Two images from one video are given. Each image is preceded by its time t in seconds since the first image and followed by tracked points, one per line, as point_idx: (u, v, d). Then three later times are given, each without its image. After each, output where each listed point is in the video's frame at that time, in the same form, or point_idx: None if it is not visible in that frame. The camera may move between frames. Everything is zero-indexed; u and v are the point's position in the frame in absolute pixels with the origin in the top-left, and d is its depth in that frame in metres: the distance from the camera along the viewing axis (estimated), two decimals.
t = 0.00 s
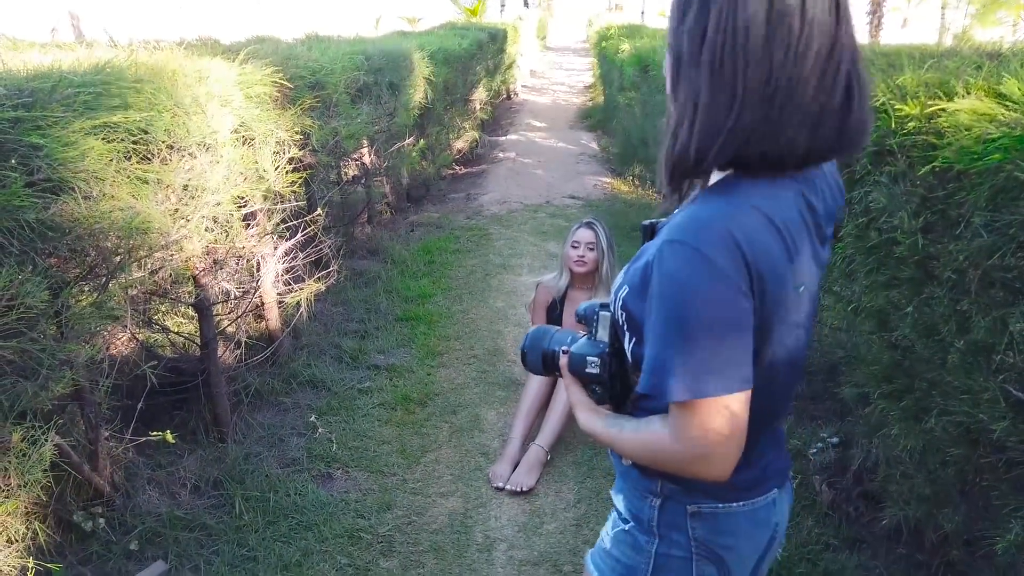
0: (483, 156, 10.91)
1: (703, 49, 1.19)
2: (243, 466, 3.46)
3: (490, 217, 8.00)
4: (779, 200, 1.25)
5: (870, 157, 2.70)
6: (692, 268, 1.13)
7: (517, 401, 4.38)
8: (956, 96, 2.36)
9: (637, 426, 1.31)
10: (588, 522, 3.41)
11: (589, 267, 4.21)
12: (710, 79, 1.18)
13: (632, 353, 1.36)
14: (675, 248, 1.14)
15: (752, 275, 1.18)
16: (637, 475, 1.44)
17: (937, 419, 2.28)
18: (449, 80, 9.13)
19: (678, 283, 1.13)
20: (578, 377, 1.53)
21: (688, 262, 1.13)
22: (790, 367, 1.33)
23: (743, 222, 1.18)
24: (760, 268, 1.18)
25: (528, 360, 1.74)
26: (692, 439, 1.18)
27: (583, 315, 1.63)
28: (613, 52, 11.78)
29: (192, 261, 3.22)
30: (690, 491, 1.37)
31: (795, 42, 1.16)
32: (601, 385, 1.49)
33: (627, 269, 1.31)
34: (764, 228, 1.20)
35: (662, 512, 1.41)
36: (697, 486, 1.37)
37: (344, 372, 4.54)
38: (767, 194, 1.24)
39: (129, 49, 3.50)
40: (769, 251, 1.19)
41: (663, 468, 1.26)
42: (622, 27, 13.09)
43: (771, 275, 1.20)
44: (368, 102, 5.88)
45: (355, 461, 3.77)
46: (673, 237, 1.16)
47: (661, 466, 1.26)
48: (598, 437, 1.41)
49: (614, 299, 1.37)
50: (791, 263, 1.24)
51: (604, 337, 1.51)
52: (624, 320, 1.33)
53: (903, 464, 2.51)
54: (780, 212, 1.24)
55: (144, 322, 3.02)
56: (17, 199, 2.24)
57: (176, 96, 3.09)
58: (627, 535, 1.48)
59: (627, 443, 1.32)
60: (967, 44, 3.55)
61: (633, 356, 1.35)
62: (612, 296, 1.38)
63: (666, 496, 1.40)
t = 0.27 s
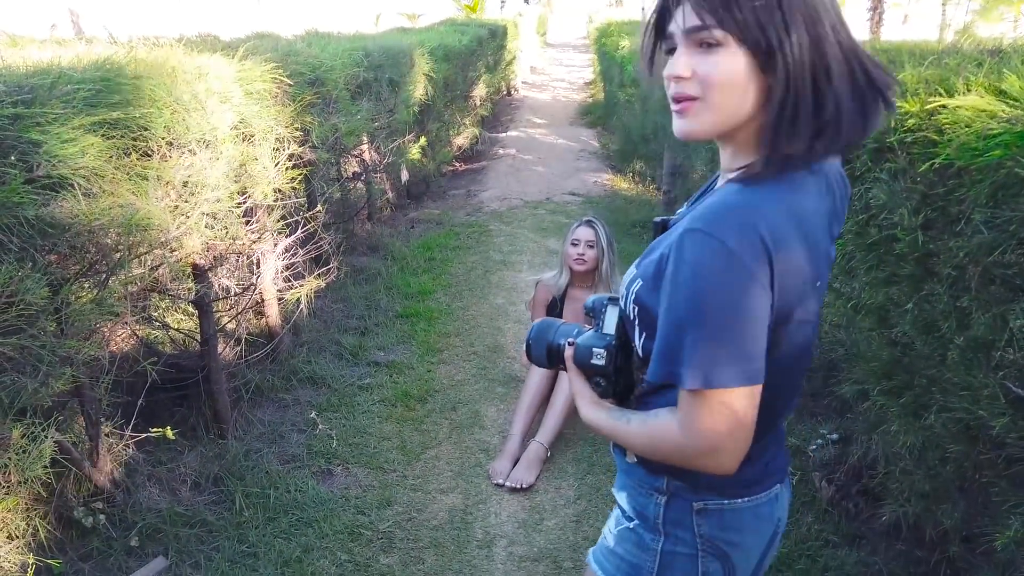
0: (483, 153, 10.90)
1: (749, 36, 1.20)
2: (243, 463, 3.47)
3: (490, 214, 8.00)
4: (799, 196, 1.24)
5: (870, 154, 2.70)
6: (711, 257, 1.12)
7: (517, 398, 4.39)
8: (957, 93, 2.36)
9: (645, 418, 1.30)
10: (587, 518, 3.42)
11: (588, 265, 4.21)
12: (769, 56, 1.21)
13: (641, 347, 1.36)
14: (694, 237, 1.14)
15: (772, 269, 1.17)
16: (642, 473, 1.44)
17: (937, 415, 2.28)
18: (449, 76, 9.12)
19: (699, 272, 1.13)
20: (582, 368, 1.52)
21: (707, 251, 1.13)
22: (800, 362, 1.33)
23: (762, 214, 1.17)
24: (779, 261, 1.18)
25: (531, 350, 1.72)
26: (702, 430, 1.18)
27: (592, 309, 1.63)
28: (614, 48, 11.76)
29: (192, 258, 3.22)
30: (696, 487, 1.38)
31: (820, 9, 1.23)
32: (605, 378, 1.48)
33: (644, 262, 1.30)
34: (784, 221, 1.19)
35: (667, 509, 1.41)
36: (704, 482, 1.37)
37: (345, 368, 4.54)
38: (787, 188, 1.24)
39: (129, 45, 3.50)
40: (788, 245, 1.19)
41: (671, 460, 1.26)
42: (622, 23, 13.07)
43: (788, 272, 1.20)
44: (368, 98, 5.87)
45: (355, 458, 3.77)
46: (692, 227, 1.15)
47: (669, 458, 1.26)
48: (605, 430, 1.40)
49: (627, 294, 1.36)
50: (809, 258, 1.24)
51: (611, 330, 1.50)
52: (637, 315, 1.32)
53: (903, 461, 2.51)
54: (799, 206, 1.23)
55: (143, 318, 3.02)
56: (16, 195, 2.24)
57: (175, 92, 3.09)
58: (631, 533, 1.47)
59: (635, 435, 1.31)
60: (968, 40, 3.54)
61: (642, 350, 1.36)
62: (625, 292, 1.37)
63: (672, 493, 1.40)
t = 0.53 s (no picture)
0: (483, 149, 10.89)
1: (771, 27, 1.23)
2: (242, 459, 3.47)
3: (489, 210, 7.99)
4: (827, 180, 1.27)
5: (869, 151, 2.70)
6: (779, 239, 1.11)
7: (516, 394, 4.39)
8: (956, 89, 2.35)
9: (695, 417, 1.28)
10: (587, 515, 3.42)
11: (588, 263, 4.20)
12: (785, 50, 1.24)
13: (669, 349, 1.37)
14: (758, 222, 1.13)
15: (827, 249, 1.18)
16: (668, 478, 1.44)
17: (936, 412, 2.29)
18: (448, 73, 9.11)
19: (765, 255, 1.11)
20: (606, 378, 1.52)
21: (774, 234, 1.12)
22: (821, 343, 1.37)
23: (813, 196, 1.18)
24: (832, 241, 1.19)
25: (538, 369, 1.65)
26: (776, 417, 1.17)
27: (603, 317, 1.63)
28: (614, 44, 11.74)
29: (191, 254, 3.22)
30: (728, 487, 1.39)
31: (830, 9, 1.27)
32: (633, 385, 1.48)
33: (677, 259, 1.28)
34: (829, 202, 1.21)
35: (699, 514, 1.41)
36: (736, 482, 1.38)
37: (344, 365, 4.54)
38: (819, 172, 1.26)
39: (128, 42, 3.50)
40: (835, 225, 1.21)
41: (734, 455, 1.23)
42: (622, 20, 13.04)
43: (837, 252, 1.21)
44: (367, 94, 5.87)
45: (354, 454, 3.78)
46: (749, 212, 1.14)
47: (733, 452, 1.23)
48: (645, 438, 1.38)
49: (653, 294, 1.34)
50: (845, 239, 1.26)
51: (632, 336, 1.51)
52: (666, 314, 1.31)
53: (902, 457, 2.51)
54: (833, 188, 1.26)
55: (143, 315, 3.02)
56: (14, 192, 2.24)
57: (174, 89, 3.09)
58: (658, 543, 1.46)
59: (688, 436, 1.29)
60: (968, 36, 3.54)
61: (671, 351, 1.37)
62: (650, 292, 1.35)
63: (703, 496, 1.40)
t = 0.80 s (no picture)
0: (483, 150, 10.89)
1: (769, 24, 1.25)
2: (242, 459, 3.47)
3: (489, 210, 7.99)
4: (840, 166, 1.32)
5: (869, 151, 2.70)
6: (822, 228, 1.15)
7: (517, 395, 4.39)
8: (956, 89, 2.36)
9: (736, 413, 1.30)
10: (587, 515, 3.43)
11: (587, 264, 4.19)
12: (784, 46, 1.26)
13: (691, 348, 1.39)
14: (799, 213, 1.16)
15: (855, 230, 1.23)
16: (690, 481, 1.45)
17: (936, 412, 2.29)
18: (448, 73, 9.11)
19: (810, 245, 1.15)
20: (630, 386, 1.42)
21: (816, 223, 1.15)
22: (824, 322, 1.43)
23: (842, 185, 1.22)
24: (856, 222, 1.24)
25: (553, 387, 1.48)
26: (824, 401, 1.20)
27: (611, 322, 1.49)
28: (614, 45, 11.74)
29: (192, 254, 3.22)
30: (752, 485, 1.42)
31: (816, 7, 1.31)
32: (656, 390, 1.42)
33: (706, 256, 1.29)
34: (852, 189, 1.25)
35: (724, 515, 1.43)
36: (759, 479, 1.42)
37: (345, 365, 4.54)
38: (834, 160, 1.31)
39: (128, 42, 3.51)
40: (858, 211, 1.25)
41: (782, 445, 1.26)
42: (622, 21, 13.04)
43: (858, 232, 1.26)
44: (368, 95, 5.87)
45: (354, 454, 3.78)
46: (788, 204, 1.17)
47: (782, 443, 1.25)
48: (683, 441, 1.35)
49: (676, 294, 1.35)
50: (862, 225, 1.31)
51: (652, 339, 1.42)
52: (693, 313, 1.33)
53: (902, 457, 2.52)
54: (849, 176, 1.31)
55: (143, 315, 3.02)
56: (15, 193, 2.25)
57: (174, 89, 3.10)
58: (683, 549, 1.46)
59: (730, 434, 1.29)
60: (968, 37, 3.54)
61: (693, 350, 1.39)
62: (671, 293, 1.36)
63: (727, 497, 1.42)
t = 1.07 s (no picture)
0: (483, 151, 10.90)
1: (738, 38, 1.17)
2: (243, 459, 3.48)
3: (489, 211, 8.00)
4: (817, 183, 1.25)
5: (870, 152, 2.70)
6: (770, 250, 1.11)
7: (517, 395, 4.39)
8: (955, 90, 2.36)
9: (688, 423, 1.29)
10: (587, 516, 3.43)
11: (586, 265, 4.20)
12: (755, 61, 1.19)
13: (661, 354, 1.37)
14: (748, 233, 1.13)
15: (815, 252, 1.17)
16: (662, 479, 1.44)
17: (936, 413, 2.29)
18: (448, 74, 9.11)
19: (750, 265, 1.11)
20: (600, 382, 1.50)
21: (764, 245, 1.12)
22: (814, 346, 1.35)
23: (801, 203, 1.18)
24: (821, 245, 1.19)
25: (534, 372, 1.64)
26: (766, 424, 1.17)
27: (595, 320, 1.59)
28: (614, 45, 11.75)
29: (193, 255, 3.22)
30: (721, 488, 1.39)
31: None
32: (625, 391, 1.47)
33: (668, 266, 1.28)
34: (817, 208, 1.20)
35: (692, 513, 1.41)
36: (729, 483, 1.38)
37: (345, 366, 4.55)
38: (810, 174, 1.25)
39: (129, 43, 3.51)
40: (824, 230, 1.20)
41: (727, 462, 1.24)
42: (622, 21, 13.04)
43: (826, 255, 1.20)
44: (368, 95, 5.87)
45: (354, 455, 3.78)
46: (737, 222, 1.14)
47: (726, 459, 1.24)
48: (640, 443, 1.37)
49: (645, 302, 1.34)
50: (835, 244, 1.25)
51: (626, 340, 1.50)
52: (658, 321, 1.32)
53: (902, 458, 2.52)
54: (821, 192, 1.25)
55: (143, 315, 3.02)
56: (16, 194, 2.25)
57: (175, 90, 3.10)
58: (651, 542, 1.46)
59: (682, 444, 1.29)
60: (968, 38, 3.54)
61: (663, 356, 1.37)
62: (641, 300, 1.36)
63: (695, 496, 1.40)
